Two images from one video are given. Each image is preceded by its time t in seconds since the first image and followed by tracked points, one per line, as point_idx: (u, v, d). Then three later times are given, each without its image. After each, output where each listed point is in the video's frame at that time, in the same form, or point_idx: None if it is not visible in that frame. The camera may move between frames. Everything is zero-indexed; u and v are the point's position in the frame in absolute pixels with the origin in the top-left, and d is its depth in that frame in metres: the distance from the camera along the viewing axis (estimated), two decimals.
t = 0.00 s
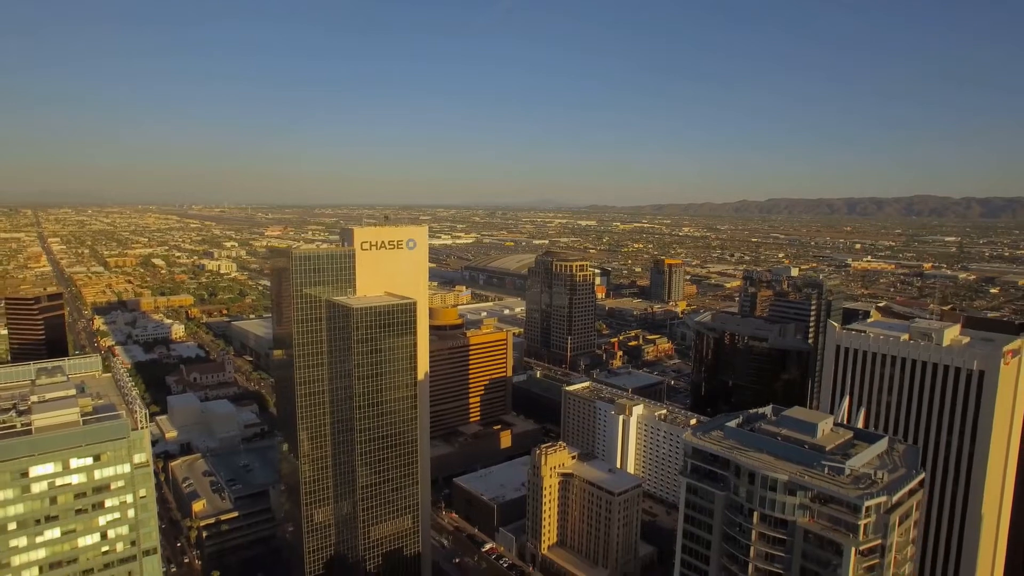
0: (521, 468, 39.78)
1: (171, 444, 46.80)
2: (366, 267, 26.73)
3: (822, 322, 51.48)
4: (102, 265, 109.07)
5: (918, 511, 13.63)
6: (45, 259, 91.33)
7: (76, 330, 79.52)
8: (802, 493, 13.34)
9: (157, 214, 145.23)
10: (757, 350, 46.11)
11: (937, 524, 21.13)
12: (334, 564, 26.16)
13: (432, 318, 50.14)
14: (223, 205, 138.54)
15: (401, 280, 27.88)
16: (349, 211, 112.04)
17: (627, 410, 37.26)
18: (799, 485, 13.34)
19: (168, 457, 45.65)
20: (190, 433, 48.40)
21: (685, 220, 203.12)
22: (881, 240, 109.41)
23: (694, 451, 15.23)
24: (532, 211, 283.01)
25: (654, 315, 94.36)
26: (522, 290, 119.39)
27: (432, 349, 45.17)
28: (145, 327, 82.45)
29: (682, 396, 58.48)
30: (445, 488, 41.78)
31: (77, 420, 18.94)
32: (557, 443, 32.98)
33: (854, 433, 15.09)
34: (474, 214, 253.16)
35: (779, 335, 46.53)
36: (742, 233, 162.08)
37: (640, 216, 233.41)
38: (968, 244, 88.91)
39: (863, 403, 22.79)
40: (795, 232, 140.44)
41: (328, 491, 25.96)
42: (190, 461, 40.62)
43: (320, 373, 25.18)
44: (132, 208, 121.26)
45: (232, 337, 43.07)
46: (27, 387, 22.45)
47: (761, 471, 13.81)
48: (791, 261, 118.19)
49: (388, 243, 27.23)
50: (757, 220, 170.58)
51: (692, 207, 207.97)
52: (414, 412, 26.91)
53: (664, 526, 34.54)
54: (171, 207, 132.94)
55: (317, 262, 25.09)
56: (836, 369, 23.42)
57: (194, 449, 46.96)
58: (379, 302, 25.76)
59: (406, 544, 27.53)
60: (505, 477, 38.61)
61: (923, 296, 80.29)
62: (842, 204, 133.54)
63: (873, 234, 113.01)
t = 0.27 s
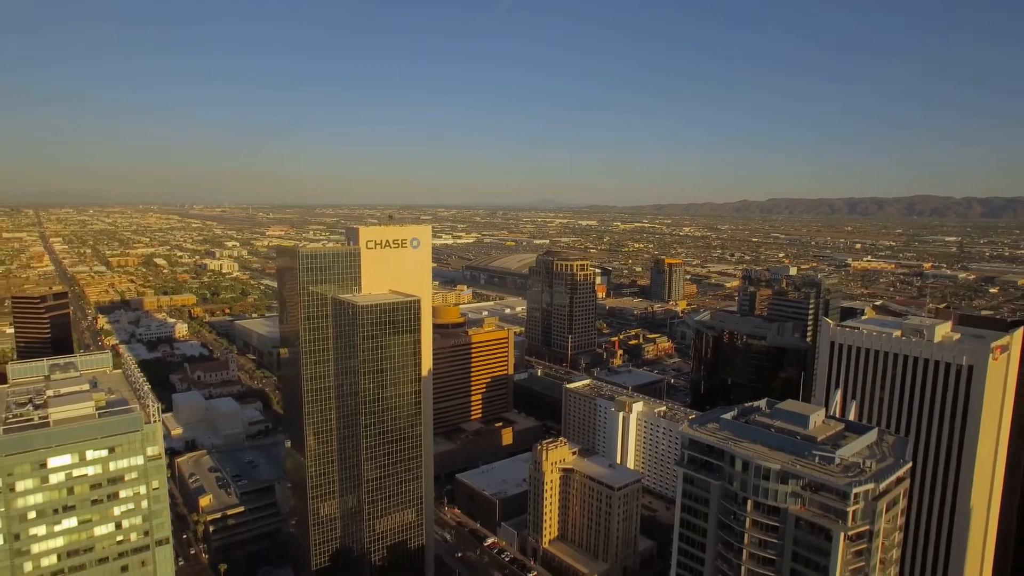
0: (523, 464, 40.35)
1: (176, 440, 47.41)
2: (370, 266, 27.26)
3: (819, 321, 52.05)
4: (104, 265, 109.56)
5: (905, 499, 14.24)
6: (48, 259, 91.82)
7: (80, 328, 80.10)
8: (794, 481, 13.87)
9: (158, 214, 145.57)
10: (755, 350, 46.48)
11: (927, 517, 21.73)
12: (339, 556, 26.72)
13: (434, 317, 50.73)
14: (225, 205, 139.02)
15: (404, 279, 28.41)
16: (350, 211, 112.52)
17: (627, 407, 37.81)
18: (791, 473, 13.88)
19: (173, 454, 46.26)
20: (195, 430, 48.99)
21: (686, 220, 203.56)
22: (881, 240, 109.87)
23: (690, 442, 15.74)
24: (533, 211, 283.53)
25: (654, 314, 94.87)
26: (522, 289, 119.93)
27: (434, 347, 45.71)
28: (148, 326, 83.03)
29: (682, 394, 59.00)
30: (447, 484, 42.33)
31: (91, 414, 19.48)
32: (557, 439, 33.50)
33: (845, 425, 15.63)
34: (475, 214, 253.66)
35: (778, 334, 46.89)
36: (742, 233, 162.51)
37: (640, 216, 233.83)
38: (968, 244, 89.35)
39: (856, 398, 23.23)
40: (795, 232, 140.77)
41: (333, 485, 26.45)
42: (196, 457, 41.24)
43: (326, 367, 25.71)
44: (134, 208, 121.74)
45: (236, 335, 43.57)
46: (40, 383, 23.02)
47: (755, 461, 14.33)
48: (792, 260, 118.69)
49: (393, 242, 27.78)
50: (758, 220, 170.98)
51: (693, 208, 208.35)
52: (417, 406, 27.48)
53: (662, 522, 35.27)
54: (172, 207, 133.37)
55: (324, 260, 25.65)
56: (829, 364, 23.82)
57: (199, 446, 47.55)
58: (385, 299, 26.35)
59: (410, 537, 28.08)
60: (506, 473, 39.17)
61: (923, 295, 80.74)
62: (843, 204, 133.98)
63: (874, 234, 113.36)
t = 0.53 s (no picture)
0: (524, 461, 40.86)
1: (180, 438, 47.90)
2: (374, 265, 27.75)
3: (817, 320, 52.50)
4: (106, 264, 109.99)
5: (895, 489, 14.76)
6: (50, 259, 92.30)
7: (83, 327, 80.59)
8: (787, 472, 14.37)
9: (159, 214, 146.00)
10: (754, 348, 46.86)
11: (919, 510, 22.19)
12: (344, 550, 27.29)
13: (436, 316, 51.27)
14: (226, 205, 139.46)
15: (407, 277, 28.89)
16: (352, 211, 112.97)
17: (626, 404, 38.36)
18: (784, 464, 14.38)
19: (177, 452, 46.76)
20: (199, 427, 49.49)
21: (686, 220, 203.96)
22: (881, 240, 110.25)
23: (688, 435, 16.21)
24: (534, 211, 283.97)
25: (654, 314, 95.30)
26: (523, 289, 120.39)
27: (436, 346, 46.21)
28: (151, 325, 83.56)
29: (681, 392, 59.50)
30: (449, 481, 42.83)
31: (103, 409, 20.00)
32: (558, 436, 33.99)
33: (837, 418, 16.15)
34: (476, 214, 254.07)
35: (776, 333, 47.27)
36: (743, 233, 162.91)
37: (641, 216, 234.25)
38: (968, 244, 89.69)
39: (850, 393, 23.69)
40: (796, 232, 141.09)
41: (338, 480, 26.98)
42: (201, 454, 41.74)
43: (331, 366, 26.22)
44: (136, 208, 122.19)
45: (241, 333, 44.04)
46: (51, 379, 23.57)
47: (749, 452, 14.84)
48: (792, 260, 119.10)
49: (396, 242, 28.27)
50: (759, 220, 171.26)
51: (693, 208, 208.73)
52: (421, 403, 27.97)
53: (662, 518, 35.86)
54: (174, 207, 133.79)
55: (328, 259, 26.16)
56: (824, 360, 24.28)
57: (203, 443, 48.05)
58: (388, 297, 26.82)
59: (413, 531, 28.63)
60: (508, 469, 39.70)
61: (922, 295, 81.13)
62: (843, 204, 134.31)
63: (874, 234, 113.69)
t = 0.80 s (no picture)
0: (525, 458, 41.34)
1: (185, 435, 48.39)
2: (379, 263, 28.25)
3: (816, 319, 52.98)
4: (109, 264, 110.45)
5: (885, 479, 15.28)
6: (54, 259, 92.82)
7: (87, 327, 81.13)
8: (781, 463, 14.84)
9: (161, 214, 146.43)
10: (752, 347, 47.31)
11: (911, 503, 22.64)
12: (348, 543, 27.89)
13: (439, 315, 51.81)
14: (228, 205, 139.94)
15: (411, 276, 29.41)
16: (354, 212, 113.50)
17: (626, 402, 38.87)
18: (779, 456, 14.84)
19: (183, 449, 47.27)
20: (204, 425, 50.01)
21: (687, 220, 204.36)
22: (882, 240, 110.64)
23: (685, 428, 16.66)
24: (535, 211, 284.41)
25: (655, 313, 95.72)
26: (524, 288, 120.84)
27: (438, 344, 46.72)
28: (155, 325, 84.07)
29: (681, 390, 59.99)
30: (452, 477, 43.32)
31: (116, 404, 20.53)
32: (559, 432, 34.46)
33: (831, 412, 16.63)
34: (477, 214, 254.48)
35: (774, 332, 47.73)
36: (744, 233, 163.29)
37: (642, 216, 234.65)
38: (969, 244, 90.06)
39: (844, 390, 24.13)
40: (797, 232, 141.46)
41: (342, 475, 27.59)
42: (207, 451, 42.26)
43: (336, 363, 26.83)
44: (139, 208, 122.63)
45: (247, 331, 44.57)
46: (64, 375, 24.09)
47: (744, 444, 15.32)
48: (793, 260, 119.50)
49: (400, 241, 28.77)
50: (760, 220, 171.57)
51: (694, 208, 209.12)
52: (424, 400, 28.48)
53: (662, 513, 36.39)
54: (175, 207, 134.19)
55: (333, 258, 26.72)
56: (820, 357, 24.70)
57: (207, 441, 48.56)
58: (392, 296, 27.32)
59: (417, 525, 29.15)
60: (509, 466, 40.19)
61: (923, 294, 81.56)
62: (844, 204, 134.66)
63: (875, 234, 114.08)
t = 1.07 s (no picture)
0: (527, 455, 41.79)
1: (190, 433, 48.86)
2: (383, 262, 28.76)
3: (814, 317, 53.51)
4: (111, 264, 110.84)
5: (876, 471, 15.79)
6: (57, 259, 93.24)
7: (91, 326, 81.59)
8: (776, 455, 15.33)
9: (163, 214, 146.75)
10: (751, 345, 47.77)
11: (905, 496, 23.08)
12: (354, 537, 28.43)
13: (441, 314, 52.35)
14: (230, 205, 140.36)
15: (414, 275, 29.93)
16: (355, 211, 113.99)
17: (627, 399, 39.38)
18: (773, 448, 15.36)
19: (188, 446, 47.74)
20: (209, 423, 50.46)
21: (688, 220, 204.78)
22: (883, 240, 111.10)
23: (683, 422, 17.09)
24: (535, 211, 284.85)
25: (655, 313, 96.14)
26: (525, 288, 121.28)
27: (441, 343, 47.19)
28: (158, 324, 84.54)
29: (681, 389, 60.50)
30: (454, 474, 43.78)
31: (128, 399, 21.04)
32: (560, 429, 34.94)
33: (824, 406, 17.13)
34: (478, 214, 254.89)
35: (773, 330, 48.19)
36: (745, 233, 163.71)
37: (643, 216, 235.10)
38: (970, 244, 90.51)
39: (839, 386, 24.53)
40: (798, 232, 141.90)
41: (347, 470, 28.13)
42: (212, 449, 42.74)
43: (341, 360, 27.36)
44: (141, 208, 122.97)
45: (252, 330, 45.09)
46: (75, 372, 24.56)
47: (740, 437, 15.80)
48: (793, 259, 119.91)
49: (404, 240, 29.31)
50: (761, 220, 172.01)
51: (696, 208, 209.54)
52: (428, 396, 28.97)
53: (661, 509, 36.90)
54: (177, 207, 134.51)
55: (338, 257, 27.27)
56: (815, 354, 25.07)
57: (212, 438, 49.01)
58: (397, 294, 27.83)
59: (420, 519, 29.62)
60: (511, 463, 40.64)
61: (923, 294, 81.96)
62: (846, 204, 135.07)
63: (877, 234, 114.56)
